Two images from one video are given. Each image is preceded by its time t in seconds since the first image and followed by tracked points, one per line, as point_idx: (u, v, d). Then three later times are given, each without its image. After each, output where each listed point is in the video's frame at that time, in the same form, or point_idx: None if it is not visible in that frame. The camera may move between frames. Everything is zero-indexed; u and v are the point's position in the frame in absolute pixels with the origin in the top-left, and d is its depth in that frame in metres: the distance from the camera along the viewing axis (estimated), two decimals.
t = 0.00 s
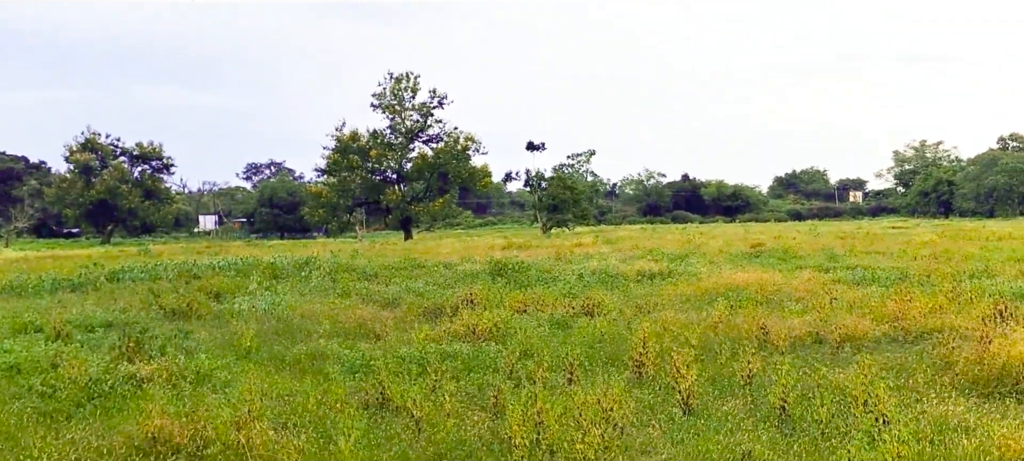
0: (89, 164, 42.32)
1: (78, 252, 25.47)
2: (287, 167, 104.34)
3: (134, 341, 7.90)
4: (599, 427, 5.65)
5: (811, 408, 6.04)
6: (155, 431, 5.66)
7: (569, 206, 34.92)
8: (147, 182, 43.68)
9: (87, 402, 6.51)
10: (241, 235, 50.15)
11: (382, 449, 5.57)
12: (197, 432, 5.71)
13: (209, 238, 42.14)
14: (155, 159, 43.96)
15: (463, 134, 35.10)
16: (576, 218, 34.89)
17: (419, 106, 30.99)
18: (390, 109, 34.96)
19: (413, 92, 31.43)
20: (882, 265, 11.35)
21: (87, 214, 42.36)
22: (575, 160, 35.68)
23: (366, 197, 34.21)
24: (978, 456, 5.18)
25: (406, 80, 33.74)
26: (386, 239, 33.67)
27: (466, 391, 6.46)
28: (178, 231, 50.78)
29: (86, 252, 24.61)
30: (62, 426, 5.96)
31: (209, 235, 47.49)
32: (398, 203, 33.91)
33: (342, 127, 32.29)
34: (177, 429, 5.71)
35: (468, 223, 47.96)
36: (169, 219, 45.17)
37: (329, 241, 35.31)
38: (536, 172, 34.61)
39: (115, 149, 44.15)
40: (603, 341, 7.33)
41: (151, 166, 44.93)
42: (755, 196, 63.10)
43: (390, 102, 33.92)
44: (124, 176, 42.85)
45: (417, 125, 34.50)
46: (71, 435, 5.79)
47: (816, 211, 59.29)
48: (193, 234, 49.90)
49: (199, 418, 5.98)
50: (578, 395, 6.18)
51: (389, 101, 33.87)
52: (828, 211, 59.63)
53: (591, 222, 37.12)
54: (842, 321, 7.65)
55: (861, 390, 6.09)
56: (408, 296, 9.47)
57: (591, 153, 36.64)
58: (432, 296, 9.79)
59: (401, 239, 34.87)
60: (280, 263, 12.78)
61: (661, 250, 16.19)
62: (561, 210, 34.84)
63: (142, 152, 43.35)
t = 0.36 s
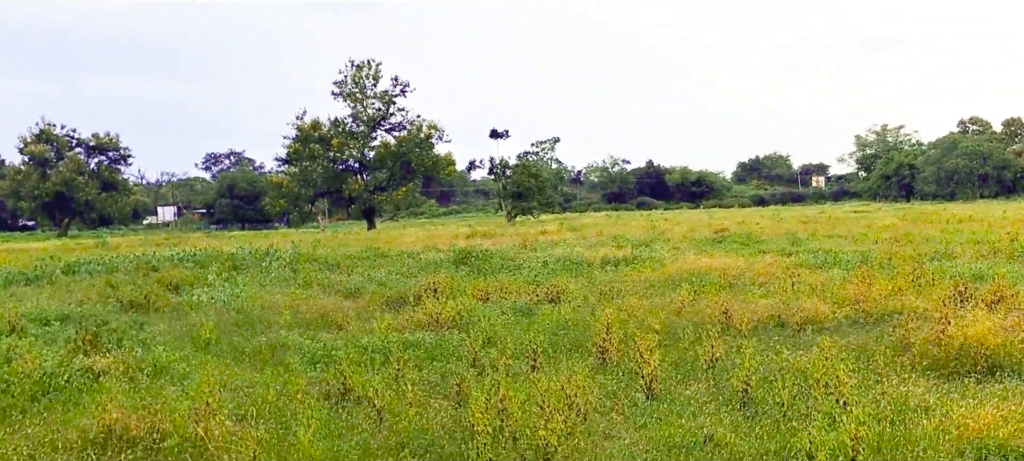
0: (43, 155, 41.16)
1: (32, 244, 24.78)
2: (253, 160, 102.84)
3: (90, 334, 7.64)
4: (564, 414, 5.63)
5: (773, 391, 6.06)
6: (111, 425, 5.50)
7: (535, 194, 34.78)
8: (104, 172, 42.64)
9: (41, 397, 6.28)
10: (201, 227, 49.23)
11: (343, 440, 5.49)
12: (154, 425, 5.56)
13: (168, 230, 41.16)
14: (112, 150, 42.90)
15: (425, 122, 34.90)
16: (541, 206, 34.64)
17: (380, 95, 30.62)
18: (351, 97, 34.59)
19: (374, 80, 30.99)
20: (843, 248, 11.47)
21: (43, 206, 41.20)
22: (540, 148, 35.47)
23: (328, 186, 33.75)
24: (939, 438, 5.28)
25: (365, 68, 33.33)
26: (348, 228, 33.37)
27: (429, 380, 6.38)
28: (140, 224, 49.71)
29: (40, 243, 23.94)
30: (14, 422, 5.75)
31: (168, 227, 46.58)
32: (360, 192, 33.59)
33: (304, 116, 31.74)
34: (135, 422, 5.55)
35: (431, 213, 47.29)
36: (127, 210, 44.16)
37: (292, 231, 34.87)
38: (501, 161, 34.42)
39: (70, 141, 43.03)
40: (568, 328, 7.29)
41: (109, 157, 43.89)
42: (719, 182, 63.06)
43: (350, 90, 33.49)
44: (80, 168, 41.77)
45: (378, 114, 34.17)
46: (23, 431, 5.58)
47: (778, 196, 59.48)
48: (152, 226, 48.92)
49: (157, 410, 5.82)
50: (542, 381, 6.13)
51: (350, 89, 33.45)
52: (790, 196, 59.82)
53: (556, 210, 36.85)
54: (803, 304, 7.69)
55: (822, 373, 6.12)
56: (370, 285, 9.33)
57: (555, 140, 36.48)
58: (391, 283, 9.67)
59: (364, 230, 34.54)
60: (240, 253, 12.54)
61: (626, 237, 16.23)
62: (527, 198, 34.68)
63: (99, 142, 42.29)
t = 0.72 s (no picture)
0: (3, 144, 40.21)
1: None
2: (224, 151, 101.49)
3: (51, 325, 7.45)
4: (529, 399, 5.62)
5: (738, 374, 6.10)
6: (71, 416, 5.37)
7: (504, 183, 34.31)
8: (67, 163, 41.75)
9: None
10: (165, 216, 48.45)
11: (307, 428, 5.42)
12: (115, 415, 5.44)
13: (133, 220, 40.41)
14: (75, 140, 42.00)
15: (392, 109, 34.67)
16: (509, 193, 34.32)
17: (346, 82, 30.34)
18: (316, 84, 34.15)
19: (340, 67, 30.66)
20: (810, 233, 11.53)
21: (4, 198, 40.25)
22: (508, 136, 35.29)
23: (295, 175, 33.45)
24: (901, 419, 5.38)
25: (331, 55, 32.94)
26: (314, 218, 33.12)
27: (395, 367, 6.31)
28: (105, 216, 48.78)
29: None
30: None
31: (133, 217, 45.79)
32: (328, 181, 33.36)
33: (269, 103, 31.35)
34: (97, 413, 5.43)
35: (400, 201, 46.84)
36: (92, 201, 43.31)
37: (258, 221, 34.45)
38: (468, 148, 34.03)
39: (32, 131, 42.06)
40: (535, 313, 7.27)
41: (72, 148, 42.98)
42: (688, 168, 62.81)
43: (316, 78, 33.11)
44: (42, 158, 40.86)
45: (344, 101, 33.89)
46: None
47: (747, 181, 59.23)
48: (116, 216, 48.07)
49: (119, 401, 5.70)
50: (508, 367, 6.11)
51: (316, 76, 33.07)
52: (758, 182, 59.52)
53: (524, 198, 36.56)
54: (768, 287, 7.72)
55: (786, 355, 6.16)
56: (336, 274, 9.22)
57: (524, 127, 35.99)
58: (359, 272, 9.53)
59: (331, 218, 34.35)
60: (205, 243, 12.35)
61: (596, 223, 16.24)
62: (494, 186, 34.41)
63: (61, 133, 41.39)
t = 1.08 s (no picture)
0: None
1: None
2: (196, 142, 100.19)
3: (13, 314, 7.28)
4: (497, 384, 5.62)
5: (705, 357, 6.13)
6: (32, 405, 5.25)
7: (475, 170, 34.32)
8: (32, 152, 40.92)
9: None
10: (133, 206, 47.73)
11: (272, 416, 5.37)
12: (78, 403, 5.34)
13: (100, 210, 39.75)
14: (41, 129, 41.20)
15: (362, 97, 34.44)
16: (480, 181, 34.22)
17: (314, 70, 30.05)
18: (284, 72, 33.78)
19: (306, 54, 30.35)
20: (778, 218, 11.61)
21: None
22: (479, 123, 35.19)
23: (264, 164, 33.14)
24: (866, 400, 5.44)
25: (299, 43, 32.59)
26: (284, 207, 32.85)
27: (362, 354, 6.26)
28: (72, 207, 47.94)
29: None
30: None
31: (101, 207, 45.05)
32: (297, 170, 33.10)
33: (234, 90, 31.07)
34: (58, 402, 5.32)
35: (372, 190, 46.58)
36: (58, 191, 42.51)
37: (226, 210, 34.11)
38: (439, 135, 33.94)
39: None
40: (504, 300, 7.24)
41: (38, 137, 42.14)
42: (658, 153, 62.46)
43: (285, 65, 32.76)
44: (6, 147, 40.01)
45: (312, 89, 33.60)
46: None
47: (717, 168, 58.95)
48: (83, 204, 47.32)
49: (81, 390, 5.58)
50: (476, 353, 6.09)
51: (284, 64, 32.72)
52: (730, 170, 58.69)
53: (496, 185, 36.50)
54: (735, 272, 7.75)
55: (752, 338, 6.20)
56: (304, 262, 9.12)
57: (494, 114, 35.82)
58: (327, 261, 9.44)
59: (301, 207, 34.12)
60: (171, 232, 12.18)
61: (567, 211, 16.26)
62: (466, 173, 34.30)
63: (26, 122, 40.57)
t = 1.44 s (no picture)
0: None
1: None
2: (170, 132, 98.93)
3: None
4: (466, 371, 5.61)
5: (675, 342, 6.17)
6: None
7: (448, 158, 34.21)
8: None
9: None
10: (103, 195, 47.04)
11: (239, 403, 5.33)
12: (42, 392, 5.27)
13: (69, 199, 39.10)
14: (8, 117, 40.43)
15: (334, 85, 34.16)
16: (452, 169, 34.17)
17: (285, 57, 29.74)
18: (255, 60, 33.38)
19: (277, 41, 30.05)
20: (748, 204, 11.68)
21: None
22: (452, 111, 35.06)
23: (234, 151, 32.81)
24: (833, 383, 5.51)
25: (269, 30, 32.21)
26: (255, 196, 32.54)
27: (332, 341, 6.22)
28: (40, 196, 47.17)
29: None
30: None
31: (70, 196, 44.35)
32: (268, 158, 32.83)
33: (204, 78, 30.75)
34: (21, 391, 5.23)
35: (344, 179, 46.26)
36: (26, 180, 41.79)
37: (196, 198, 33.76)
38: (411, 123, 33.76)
39: None
40: (476, 287, 7.23)
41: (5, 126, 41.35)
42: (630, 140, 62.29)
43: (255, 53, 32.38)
44: None
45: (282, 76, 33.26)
46: None
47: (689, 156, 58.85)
48: (53, 194, 46.57)
49: (46, 379, 5.49)
50: (446, 339, 6.08)
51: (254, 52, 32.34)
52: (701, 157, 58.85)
53: (469, 172, 36.38)
54: (706, 257, 7.78)
55: (721, 322, 6.24)
56: (274, 250, 9.03)
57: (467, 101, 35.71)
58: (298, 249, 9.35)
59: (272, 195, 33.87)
60: (140, 220, 12.00)
61: (540, 198, 16.27)
62: (439, 162, 34.17)
63: None
